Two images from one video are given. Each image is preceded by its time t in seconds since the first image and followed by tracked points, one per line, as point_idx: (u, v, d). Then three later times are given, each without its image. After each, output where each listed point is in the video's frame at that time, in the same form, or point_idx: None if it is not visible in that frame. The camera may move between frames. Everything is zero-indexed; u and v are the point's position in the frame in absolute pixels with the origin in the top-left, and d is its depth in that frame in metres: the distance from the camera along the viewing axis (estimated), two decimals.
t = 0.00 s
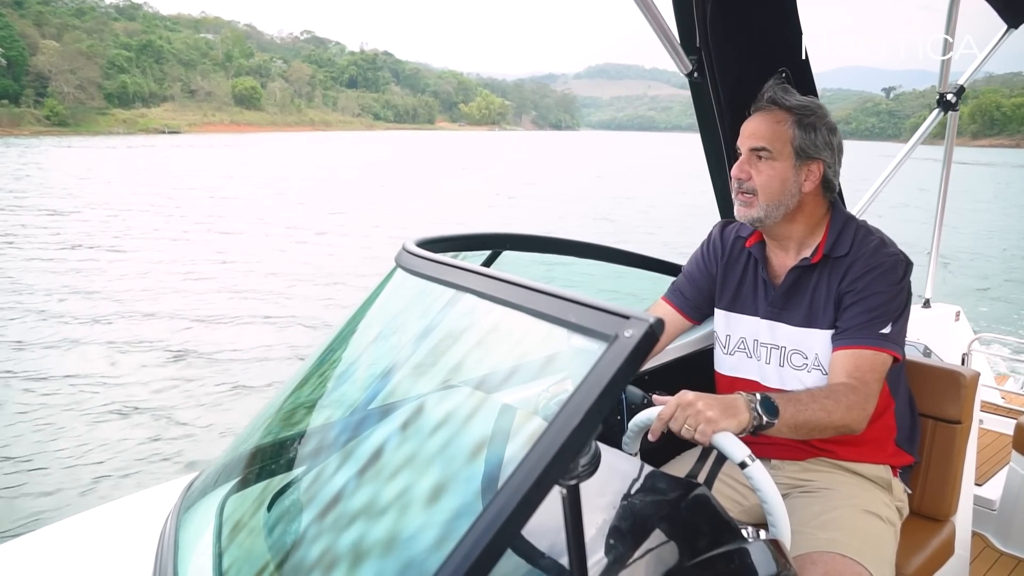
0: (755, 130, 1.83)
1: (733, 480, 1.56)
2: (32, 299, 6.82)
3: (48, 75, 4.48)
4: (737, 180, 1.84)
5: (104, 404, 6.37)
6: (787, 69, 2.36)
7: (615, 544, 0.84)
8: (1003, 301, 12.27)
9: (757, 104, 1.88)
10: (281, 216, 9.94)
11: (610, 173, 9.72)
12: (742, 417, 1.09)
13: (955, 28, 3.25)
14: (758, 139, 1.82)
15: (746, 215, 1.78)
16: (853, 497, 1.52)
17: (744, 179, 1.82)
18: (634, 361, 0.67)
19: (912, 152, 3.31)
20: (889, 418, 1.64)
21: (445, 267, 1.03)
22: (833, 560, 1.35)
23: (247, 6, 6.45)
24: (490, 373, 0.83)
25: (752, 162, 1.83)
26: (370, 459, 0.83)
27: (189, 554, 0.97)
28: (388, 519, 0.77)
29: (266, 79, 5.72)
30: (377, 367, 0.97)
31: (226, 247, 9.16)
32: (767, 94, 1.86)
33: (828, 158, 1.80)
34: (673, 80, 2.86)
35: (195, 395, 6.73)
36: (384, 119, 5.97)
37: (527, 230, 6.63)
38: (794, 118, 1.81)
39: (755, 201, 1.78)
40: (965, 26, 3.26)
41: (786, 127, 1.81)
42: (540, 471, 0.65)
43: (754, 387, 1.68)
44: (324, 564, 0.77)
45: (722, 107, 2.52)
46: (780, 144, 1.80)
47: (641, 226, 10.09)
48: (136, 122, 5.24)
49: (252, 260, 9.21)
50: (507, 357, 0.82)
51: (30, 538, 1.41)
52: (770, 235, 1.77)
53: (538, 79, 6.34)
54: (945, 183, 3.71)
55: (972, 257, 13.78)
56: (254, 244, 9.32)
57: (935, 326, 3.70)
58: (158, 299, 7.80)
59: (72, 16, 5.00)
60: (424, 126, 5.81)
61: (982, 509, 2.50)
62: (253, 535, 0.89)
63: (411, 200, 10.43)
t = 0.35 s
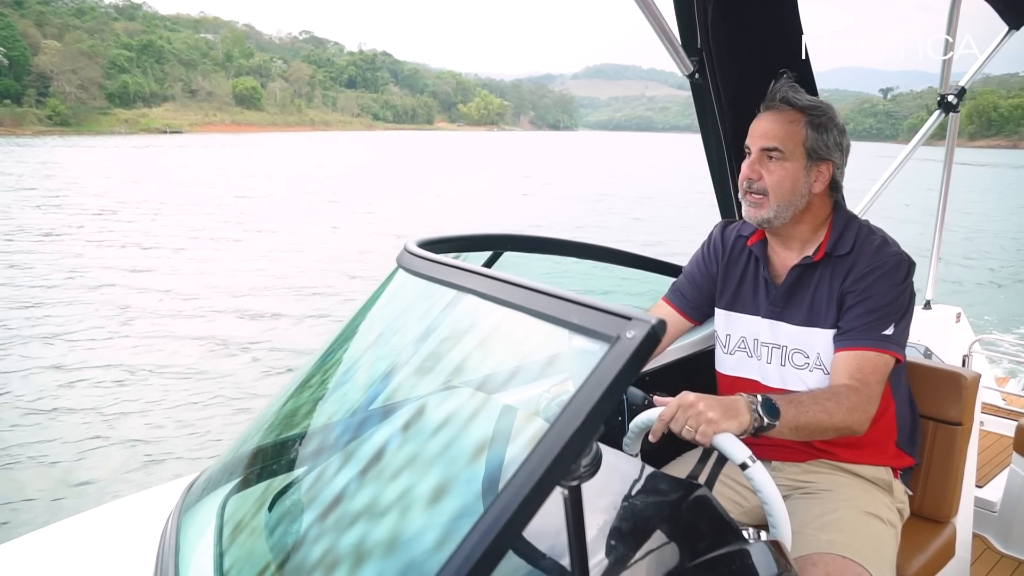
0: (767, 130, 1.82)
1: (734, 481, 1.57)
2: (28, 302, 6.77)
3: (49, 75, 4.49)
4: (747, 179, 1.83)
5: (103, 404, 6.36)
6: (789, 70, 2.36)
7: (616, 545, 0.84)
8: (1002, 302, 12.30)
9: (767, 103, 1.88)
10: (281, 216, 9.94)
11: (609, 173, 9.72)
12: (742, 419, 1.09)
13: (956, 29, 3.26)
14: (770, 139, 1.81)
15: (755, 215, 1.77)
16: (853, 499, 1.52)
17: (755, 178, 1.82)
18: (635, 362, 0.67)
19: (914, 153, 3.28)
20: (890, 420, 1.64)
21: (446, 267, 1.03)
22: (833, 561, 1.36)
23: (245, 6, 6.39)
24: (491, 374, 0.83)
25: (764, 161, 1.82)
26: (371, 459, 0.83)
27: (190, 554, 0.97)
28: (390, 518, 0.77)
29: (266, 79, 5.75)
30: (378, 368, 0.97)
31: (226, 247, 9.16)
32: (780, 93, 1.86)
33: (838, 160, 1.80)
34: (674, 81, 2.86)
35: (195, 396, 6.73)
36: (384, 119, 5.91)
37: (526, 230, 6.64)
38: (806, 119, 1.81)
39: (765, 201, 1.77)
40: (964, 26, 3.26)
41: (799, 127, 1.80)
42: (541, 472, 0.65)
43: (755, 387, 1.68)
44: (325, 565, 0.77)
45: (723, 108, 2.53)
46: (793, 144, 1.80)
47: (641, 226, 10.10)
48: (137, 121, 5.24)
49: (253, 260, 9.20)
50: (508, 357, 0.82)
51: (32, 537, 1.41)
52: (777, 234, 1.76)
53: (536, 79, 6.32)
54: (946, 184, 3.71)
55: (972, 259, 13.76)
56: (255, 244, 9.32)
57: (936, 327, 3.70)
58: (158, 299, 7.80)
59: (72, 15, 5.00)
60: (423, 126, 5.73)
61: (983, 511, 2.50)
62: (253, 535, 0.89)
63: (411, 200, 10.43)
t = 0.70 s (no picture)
0: (765, 127, 1.82)
1: (731, 478, 1.57)
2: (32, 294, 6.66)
3: (48, 69, 4.49)
4: (745, 176, 1.84)
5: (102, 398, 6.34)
6: (789, 68, 2.36)
7: (613, 541, 0.85)
8: (998, 302, 12.33)
9: (766, 100, 1.88)
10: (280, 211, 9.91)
11: (607, 171, 9.71)
12: (740, 416, 1.09)
13: (955, 28, 3.28)
14: (768, 136, 1.82)
15: (753, 211, 1.77)
16: (850, 496, 1.53)
17: (754, 174, 1.82)
18: (633, 359, 0.67)
19: (914, 150, 3.31)
20: (885, 418, 1.65)
21: (445, 263, 1.04)
22: (829, 558, 1.36)
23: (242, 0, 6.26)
24: (489, 370, 0.83)
25: (762, 158, 1.83)
26: (369, 455, 0.83)
27: (187, 549, 0.97)
28: (388, 513, 0.77)
29: (266, 75, 5.75)
30: (376, 364, 0.97)
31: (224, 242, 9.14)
32: (778, 90, 1.86)
33: (837, 156, 1.80)
34: (672, 78, 2.86)
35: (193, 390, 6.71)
36: (382, 115, 5.90)
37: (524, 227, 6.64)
38: (804, 116, 1.81)
39: (763, 197, 1.77)
40: (964, 26, 3.27)
41: (797, 123, 1.80)
42: (538, 469, 0.65)
43: (752, 384, 1.69)
44: (322, 561, 0.78)
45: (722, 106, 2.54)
46: (791, 141, 1.80)
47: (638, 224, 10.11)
48: (137, 116, 5.24)
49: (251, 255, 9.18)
50: (506, 353, 0.82)
51: (29, 533, 1.41)
52: (774, 231, 1.77)
53: (534, 75, 6.29)
54: (943, 183, 3.71)
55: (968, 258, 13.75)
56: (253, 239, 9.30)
57: (932, 325, 3.70)
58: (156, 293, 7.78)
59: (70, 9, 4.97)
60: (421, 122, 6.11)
61: (978, 508, 2.51)
62: (251, 531, 0.89)
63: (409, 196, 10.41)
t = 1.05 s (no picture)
0: (762, 123, 1.82)
1: (729, 476, 1.57)
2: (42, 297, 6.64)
3: (49, 67, 4.52)
4: (741, 172, 1.84)
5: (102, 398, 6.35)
6: (787, 65, 2.36)
7: (612, 539, 0.85)
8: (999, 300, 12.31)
9: (763, 96, 1.88)
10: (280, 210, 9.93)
11: (606, 169, 9.70)
12: (738, 414, 1.09)
13: (954, 27, 3.29)
14: (765, 133, 1.81)
15: (746, 206, 1.77)
16: (849, 494, 1.52)
17: (750, 171, 1.82)
18: (631, 356, 0.67)
19: (911, 147, 3.28)
20: (884, 415, 1.65)
21: (443, 261, 1.03)
22: (828, 556, 1.36)
23: None
24: (487, 368, 0.83)
25: (759, 154, 1.82)
26: (367, 453, 0.83)
27: (185, 547, 0.97)
28: (386, 511, 0.77)
29: (265, 72, 5.78)
30: (374, 362, 0.97)
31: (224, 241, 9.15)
32: (775, 86, 1.86)
33: (833, 153, 1.80)
34: (670, 76, 2.86)
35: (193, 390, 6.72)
36: (380, 113, 5.82)
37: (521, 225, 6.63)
38: (801, 112, 1.81)
39: (757, 193, 1.77)
40: (963, 25, 3.30)
41: (793, 120, 1.80)
42: (535, 467, 0.65)
43: (750, 381, 1.69)
44: (319, 560, 0.77)
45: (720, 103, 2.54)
46: (787, 137, 1.80)
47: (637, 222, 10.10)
48: (138, 113, 5.27)
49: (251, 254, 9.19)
50: (504, 352, 0.82)
51: (29, 531, 1.41)
52: (771, 229, 1.77)
53: (531, 73, 6.26)
54: (942, 180, 3.70)
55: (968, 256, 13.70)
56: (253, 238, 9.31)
57: (931, 322, 3.69)
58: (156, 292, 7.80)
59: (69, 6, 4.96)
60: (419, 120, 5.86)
61: (977, 506, 2.51)
62: (249, 529, 0.89)
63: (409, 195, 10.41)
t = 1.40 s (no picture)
0: (762, 125, 1.82)
1: (731, 478, 1.57)
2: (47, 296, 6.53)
3: (52, 67, 4.53)
4: (742, 175, 1.84)
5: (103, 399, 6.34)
6: (787, 67, 2.35)
7: (614, 542, 0.84)
8: (999, 302, 12.31)
9: (762, 99, 1.88)
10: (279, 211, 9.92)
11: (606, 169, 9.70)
12: (740, 416, 1.09)
13: (954, 27, 3.28)
14: (764, 136, 1.81)
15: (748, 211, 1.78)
16: (849, 495, 1.53)
17: (751, 174, 1.82)
18: (633, 359, 0.67)
19: (913, 147, 3.27)
20: (885, 417, 1.65)
21: (444, 263, 1.03)
22: (829, 558, 1.36)
23: None
24: (489, 371, 0.83)
25: (760, 157, 1.83)
26: (369, 455, 0.83)
27: (186, 550, 0.97)
28: (388, 514, 0.76)
29: (266, 72, 5.79)
30: (375, 364, 0.97)
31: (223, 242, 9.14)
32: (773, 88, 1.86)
33: (834, 154, 1.80)
34: (670, 77, 2.86)
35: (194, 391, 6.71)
36: (381, 113, 5.80)
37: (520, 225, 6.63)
38: (800, 114, 1.81)
39: (758, 197, 1.77)
40: (963, 25, 3.28)
41: (793, 121, 1.80)
42: (537, 470, 0.65)
43: (750, 382, 1.69)
44: (321, 562, 0.77)
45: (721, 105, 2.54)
46: (787, 139, 1.80)
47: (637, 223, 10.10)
48: (141, 114, 5.28)
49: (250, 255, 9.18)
50: (505, 354, 0.82)
51: (30, 533, 1.41)
52: (773, 232, 1.77)
53: (530, 73, 6.24)
54: (943, 181, 3.71)
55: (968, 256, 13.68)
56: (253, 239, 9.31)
57: (932, 324, 3.70)
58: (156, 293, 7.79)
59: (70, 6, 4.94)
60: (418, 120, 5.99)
61: (978, 508, 2.51)
62: (250, 532, 0.89)
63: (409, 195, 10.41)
